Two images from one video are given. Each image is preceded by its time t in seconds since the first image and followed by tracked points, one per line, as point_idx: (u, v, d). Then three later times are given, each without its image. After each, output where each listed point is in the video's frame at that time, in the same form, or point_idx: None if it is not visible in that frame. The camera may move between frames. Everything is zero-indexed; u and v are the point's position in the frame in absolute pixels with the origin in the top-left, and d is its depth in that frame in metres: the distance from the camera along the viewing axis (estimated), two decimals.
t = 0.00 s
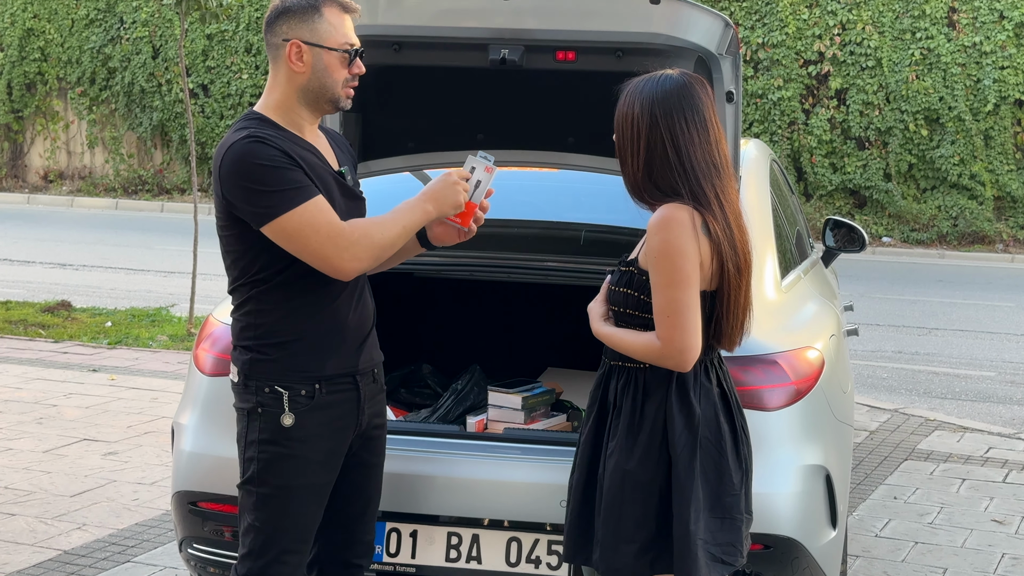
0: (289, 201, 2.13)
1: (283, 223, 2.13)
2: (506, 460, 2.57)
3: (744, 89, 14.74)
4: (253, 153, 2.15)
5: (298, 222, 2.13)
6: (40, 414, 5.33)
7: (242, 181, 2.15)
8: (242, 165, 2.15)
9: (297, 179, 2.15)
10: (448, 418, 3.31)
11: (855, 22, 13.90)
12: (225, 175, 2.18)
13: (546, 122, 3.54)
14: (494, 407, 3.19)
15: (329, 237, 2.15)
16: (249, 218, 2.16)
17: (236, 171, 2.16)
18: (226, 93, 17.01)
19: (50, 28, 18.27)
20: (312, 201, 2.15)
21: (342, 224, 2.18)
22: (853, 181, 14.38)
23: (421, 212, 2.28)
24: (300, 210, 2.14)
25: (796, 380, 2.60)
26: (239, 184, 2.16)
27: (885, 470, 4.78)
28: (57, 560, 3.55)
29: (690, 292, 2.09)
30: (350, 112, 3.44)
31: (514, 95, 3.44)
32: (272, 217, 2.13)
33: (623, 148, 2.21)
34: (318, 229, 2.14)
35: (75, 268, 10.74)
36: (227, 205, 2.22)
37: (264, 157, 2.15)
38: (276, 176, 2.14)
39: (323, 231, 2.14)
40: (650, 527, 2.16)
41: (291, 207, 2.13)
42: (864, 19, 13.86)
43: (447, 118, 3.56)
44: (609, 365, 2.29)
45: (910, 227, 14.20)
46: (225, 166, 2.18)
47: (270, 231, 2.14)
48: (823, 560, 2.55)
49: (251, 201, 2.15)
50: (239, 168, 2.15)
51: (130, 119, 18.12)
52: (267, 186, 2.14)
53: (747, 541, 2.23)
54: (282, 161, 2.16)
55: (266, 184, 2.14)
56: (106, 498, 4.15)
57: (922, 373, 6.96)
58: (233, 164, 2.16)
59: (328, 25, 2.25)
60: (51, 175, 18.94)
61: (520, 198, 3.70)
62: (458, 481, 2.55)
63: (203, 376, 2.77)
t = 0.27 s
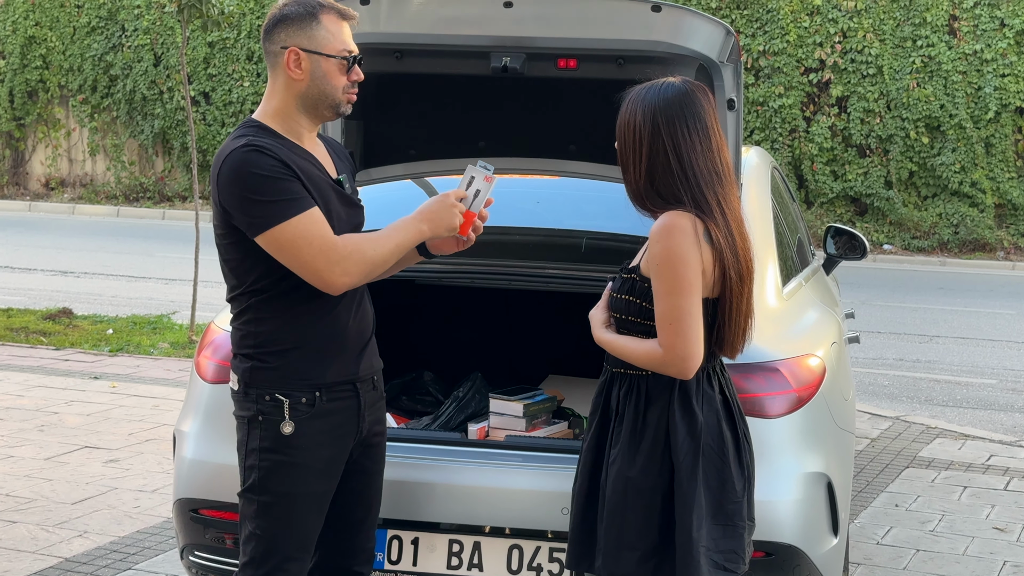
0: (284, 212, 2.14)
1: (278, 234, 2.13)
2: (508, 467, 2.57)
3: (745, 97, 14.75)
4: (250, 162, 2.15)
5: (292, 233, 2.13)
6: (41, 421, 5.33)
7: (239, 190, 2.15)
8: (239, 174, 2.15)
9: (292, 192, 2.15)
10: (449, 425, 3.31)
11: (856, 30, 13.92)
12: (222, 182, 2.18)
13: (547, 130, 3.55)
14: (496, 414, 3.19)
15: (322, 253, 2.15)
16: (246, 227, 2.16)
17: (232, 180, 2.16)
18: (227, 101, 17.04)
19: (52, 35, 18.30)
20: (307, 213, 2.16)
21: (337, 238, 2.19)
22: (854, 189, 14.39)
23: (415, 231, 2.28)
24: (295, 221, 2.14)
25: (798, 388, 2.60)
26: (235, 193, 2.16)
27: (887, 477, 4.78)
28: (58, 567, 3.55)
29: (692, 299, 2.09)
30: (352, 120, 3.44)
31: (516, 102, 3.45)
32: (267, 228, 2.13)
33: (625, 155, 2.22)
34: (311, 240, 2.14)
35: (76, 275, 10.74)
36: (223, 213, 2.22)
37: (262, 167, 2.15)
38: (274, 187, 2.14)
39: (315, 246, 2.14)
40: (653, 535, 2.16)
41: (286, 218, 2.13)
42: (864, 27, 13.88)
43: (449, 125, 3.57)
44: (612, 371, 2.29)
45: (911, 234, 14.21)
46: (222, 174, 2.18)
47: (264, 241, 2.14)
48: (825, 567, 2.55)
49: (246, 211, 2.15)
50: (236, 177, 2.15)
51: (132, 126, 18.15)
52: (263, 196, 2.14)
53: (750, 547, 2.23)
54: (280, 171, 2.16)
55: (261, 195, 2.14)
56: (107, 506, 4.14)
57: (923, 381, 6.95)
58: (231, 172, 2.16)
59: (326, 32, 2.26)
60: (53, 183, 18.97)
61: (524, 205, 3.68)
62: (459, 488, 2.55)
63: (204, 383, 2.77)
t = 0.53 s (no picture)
0: (251, 230, 2.13)
1: (246, 250, 2.13)
2: (510, 473, 2.57)
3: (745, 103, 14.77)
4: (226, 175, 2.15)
5: (253, 252, 2.13)
6: (42, 428, 5.33)
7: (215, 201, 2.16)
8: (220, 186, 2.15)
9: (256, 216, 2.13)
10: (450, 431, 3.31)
11: (856, 36, 13.94)
12: (208, 190, 2.20)
13: (548, 136, 3.56)
14: (498, 420, 3.19)
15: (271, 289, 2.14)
16: (224, 238, 2.16)
17: (212, 189, 2.17)
18: (228, 107, 17.07)
19: (53, 42, 18.32)
20: (274, 236, 2.14)
21: (289, 271, 2.16)
22: (854, 195, 14.39)
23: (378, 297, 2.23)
24: (259, 242, 2.13)
25: (799, 393, 2.60)
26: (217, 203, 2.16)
27: (888, 483, 4.77)
28: (59, 573, 3.55)
29: (695, 306, 2.10)
30: (353, 126, 3.45)
31: (517, 108, 3.46)
32: (236, 242, 2.13)
33: (627, 162, 2.22)
34: (261, 263, 2.13)
35: (77, 281, 10.75)
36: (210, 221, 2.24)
37: (240, 181, 2.14)
38: (255, 206, 2.13)
39: (264, 273, 2.13)
40: (654, 541, 2.16)
41: (252, 236, 2.13)
42: (865, 33, 13.91)
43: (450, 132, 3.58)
44: (615, 377, 2.29)
45: (911, 240, 14.20)
46: (209, 182, 2.19)
47: (230, 253, 2.15)
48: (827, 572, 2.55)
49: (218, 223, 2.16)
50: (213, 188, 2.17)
51: (133, 132, 18.16)
52: (237, 211, 2.13)
53: (751, 553, 2.22)
54: (258, 188, 2.14)
55: (232, 210, 2.14)
56: (109, 512, 4.14)
57: (923, 387, 6.95)
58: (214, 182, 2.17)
59: (317, 40, 2.28)
60: (54, 189, 18.99)
61: (525, 210, 3.71)
62: (461, 494, 2.54)
63: (205, 389, 2.78)
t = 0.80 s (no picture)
0: (236, 237, 2.14)
1: (234, 258, 2.14)
2: (510, 476, 2.57)
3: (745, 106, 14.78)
4: (208, 185, 2.16)
5: (242, 260, 2.14)
6: (43, 431, 5.32)
7: (200, 212, 2.17)
8: (202, 196, 2.16)
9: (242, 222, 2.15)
10: (450, 435, 3.31)
11: (856, 40, 13.96)
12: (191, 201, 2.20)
13: (549, 140, 3.56)
14: (498, 423, 3.19)
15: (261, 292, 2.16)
16: (210, 247, 2.17)
17: (195, 202, 2.19)
18: (229, 111, 17.08)
19: (53, 46, 18.33)
20: (261, 240, 2.15)
21: (280, 273, 2.18)
22: (854, 199, 14.39)
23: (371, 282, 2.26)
24: (246, 249, 2.14)
25: (800, 397, 2.60)
26: (200, 213, 2.17)
27: (889, 487, 4.77)
28: None
29: (696, 310, 2.10)
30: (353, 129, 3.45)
31: (517, 112, 3.46)
32: (223, 251, 2.15)
33: (630, 164, 2.22)
34: (252, 271, 2.15)
35: (77, 285, 10.75)
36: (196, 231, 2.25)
37: (221, 189, 2.15)
38: (239, 213, 2.14)
39: (255, 280, 2.15)
40: (655, 543, 2.16)
41: (238, 243, 2.14)
42: (865, 37, 13.92)
43: (451, 135, 3.58)
44: (615, 380, 2.29)
45: (912, 244, 14.22)
46: (191, 193, 2.20)
47: (220, 263, 2.17)
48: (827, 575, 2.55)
49: (205, 234, 2.17)
50: (197, 199, 2.18)
51: (133, 136, 18.17)
52: (223, 219, 2.15)
53: (753, 557, 2.22)
54: (240, 194, 2.15)
55: (217, 218, 2.15)
56: (109, 516, 4.14)
57: (924, 391, 6.95)
58: (196, 192, 2.18)
59: (301, 47, 2.27)
60: (54, 193, 19.00)
61: (524, 214, 3.70)
62: (461, 498, 2.55)
63: (205, 393, 2.79)
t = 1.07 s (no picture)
0: (250, 234, 2.14)
1: (247, 256, 2.14)
2: (510, 477, 2.57)
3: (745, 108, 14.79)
4: (214, 185, 2.16)
5: (261, 255, 2.14)
6: (43, 433, 5.32)
7: (207, 214, 2.16)
8: (208, 198, 2.16)
9: (258, 215, 2.15)
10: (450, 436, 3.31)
11: (856, 42, 13.97)
12: (195, 205, 2.19)
13: (550, 142, 3.56)
14: (498, 425, 3.19)
15: (289, 275, 2.15)
16: (219, 248, 2.16)
17: (201, 205, 2.17)
18: (229, 113, 17.09)
19: (53, 48, 18.34)
20: (277, 233, 2.16)
21: (305, 256, 2.18)
22: (854, 201, 14.40)
23: (391, 235, 2.27)
24: (263, 243, 2.14)
25: (800, 398, 2.60)
26: (207, 217, 2.16)
27: (889, 488, 4.77)
28: None
29: (698, 312, 2.09)
30: (354, 130, 3.44)
31: (518, 114, 3.46)
32: (236, 250, 2.14)
33: (634, 163, 2.22)
34: (278, 262, 2.14)
35: (77, 287, 10.75)
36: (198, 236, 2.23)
37: (229, 189, 2.15)
38: (246, 209, 2.15)
39: (282, 267, 2.15)
40: (657, 544, 2.16)
41: (254, 240, 2.14)
42: (864, 39, 13.93)
43: (451, 137, 3.57)
44: (616, 382, 2.30)
45: (912, 246, 14.21)
46: (193, 198, 2.19)
47: (236, 262, 2.15)
48: None
49: (215, 235, 2.16)
50: (203, 202, 2.17)
51: (133, 138, 18.18)
52: (233, 219, 2.14)
53: (756, 557, 2.22)
54: (248, 193, 2.16)
55: (228, 218, 2.14)
56: (109, 517, 4.14)
57: (924, 392, 6.95)
58: (200, 196, 2.17)
59: (302, 57, 2.26)
60: (54, 195, 19.01)
61: (523, 216, 3.70)
62: (461, 499, 2.55)
63: (206, 394, 2.79)
